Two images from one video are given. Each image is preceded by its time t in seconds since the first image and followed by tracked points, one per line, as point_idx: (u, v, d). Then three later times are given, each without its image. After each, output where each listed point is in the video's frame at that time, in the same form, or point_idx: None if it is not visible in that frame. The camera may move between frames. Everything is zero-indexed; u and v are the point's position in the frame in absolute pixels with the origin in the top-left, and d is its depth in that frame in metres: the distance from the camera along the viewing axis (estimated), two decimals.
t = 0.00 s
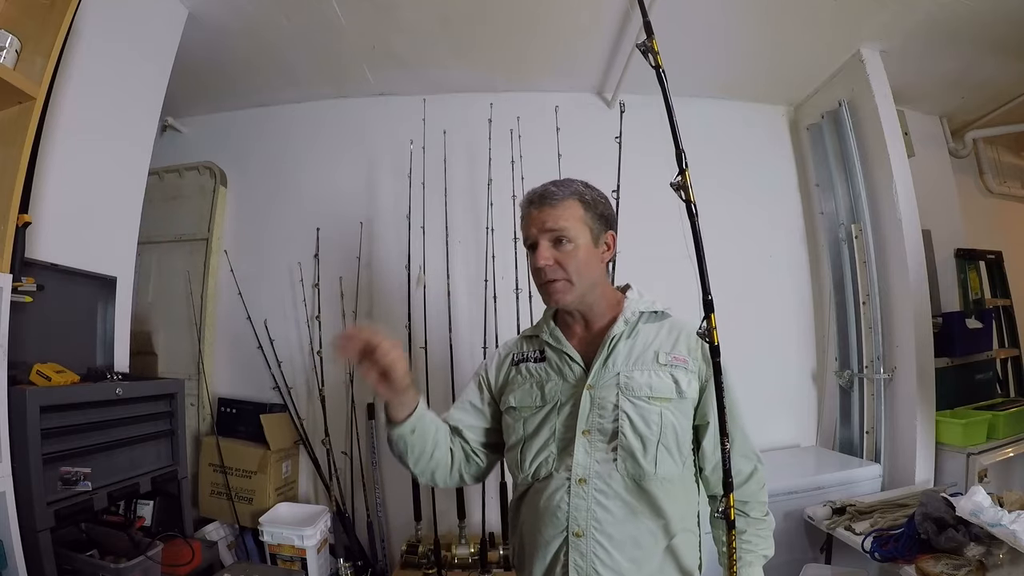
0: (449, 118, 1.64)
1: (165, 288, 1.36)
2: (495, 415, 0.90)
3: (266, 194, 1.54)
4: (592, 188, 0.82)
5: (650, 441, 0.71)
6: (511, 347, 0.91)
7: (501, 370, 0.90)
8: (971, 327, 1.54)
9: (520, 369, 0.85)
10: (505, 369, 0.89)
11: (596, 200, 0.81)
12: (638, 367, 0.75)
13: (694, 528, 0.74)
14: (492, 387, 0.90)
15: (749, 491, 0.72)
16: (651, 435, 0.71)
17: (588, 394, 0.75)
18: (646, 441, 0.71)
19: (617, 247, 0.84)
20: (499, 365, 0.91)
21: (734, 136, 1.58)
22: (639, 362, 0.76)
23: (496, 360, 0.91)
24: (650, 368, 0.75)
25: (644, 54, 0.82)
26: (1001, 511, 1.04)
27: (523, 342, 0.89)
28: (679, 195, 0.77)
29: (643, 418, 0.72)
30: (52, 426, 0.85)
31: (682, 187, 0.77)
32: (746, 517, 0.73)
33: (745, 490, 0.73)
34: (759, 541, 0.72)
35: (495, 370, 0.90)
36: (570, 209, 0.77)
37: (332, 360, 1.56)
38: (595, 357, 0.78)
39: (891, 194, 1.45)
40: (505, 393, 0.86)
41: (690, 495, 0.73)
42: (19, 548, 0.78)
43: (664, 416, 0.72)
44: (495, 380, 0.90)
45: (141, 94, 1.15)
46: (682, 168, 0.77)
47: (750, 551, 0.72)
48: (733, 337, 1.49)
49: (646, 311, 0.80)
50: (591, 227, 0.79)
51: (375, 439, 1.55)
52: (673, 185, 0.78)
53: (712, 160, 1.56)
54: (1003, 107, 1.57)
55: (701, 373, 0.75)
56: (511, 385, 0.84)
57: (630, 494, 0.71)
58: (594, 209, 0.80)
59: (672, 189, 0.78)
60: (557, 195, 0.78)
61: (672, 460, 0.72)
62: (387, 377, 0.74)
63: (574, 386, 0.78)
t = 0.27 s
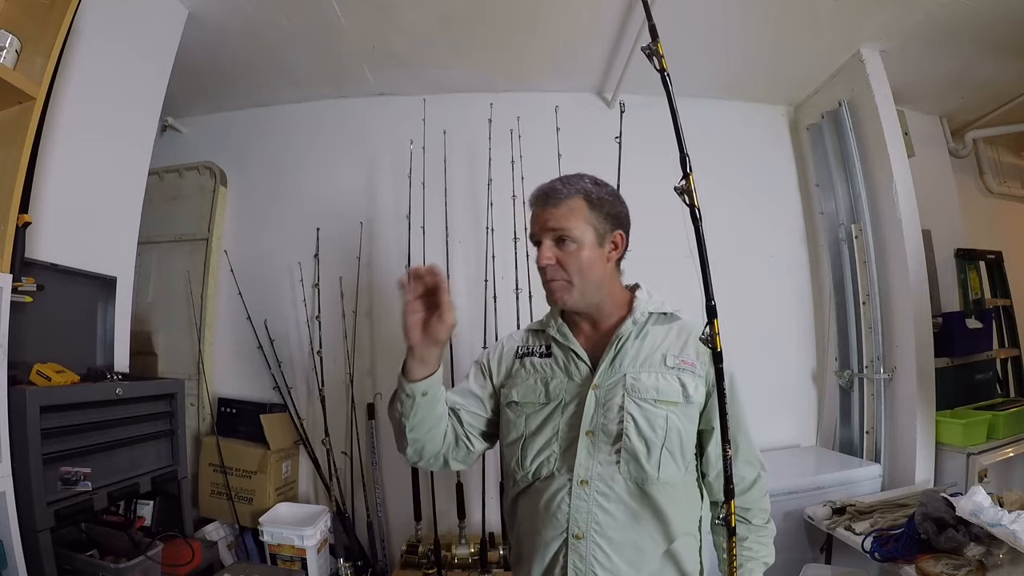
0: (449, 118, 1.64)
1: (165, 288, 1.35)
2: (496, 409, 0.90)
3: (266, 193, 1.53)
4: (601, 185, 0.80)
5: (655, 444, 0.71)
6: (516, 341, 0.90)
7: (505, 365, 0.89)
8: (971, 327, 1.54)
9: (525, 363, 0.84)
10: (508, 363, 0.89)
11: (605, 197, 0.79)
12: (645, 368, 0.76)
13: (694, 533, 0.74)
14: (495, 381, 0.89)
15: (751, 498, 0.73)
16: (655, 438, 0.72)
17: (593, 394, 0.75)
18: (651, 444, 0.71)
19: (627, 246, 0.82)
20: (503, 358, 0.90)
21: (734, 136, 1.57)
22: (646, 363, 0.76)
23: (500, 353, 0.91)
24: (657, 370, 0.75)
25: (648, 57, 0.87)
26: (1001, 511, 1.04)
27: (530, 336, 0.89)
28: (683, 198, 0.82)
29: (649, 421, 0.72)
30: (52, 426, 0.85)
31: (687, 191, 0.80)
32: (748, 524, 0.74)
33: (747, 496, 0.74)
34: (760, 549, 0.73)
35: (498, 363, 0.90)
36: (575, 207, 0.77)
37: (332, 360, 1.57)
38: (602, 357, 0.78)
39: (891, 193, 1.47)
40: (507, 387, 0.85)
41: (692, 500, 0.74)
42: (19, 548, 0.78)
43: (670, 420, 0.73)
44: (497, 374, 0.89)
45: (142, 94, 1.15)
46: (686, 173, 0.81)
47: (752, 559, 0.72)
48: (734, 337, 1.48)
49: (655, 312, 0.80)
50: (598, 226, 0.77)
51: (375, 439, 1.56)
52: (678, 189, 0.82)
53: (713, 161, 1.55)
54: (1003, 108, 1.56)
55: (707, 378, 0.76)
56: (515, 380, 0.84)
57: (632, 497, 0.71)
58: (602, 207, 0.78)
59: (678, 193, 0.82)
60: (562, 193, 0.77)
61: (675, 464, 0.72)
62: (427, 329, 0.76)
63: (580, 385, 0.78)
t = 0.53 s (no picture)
0: (449, 118, 1.64)
1: (165, 288, 1.37)
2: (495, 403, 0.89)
3: (267, 193, 1.54)
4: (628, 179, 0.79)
5: (663, 450, 0.71)
6: (521, 334, 0.89)
7: (508, 359, 0.87)
8: (971, 327, 1.54)
9: (531, 359, 0.84)
10: (511, 358, 0.87)
11: (634, 193, 0.78)
12: (655, 373, 0.76)
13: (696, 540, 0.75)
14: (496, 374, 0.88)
15: (752, 506, 0.76)
16: (664, 444, 0.72)
17: (601, 396, 0.75)
18: (658, 450, 0.72)
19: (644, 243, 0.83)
20: (506, 350, 0.89)
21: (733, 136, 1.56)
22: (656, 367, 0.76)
23: (503, 346, 0.89)
24: (667, 376, 0.76)
25: (665, 59, 0.85)
26: (1001, 511, 1.04)
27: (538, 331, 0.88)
28: (697, 202, 0.83)
29: (657, 427, 0.72)
30: (52, 426, 0.85)
31: (700, 194, 0.83)
32: (748, 531, 0.76)
33: (749, 504, 0.76)
34: (759, 555, 0.76)
35: (501, 356, 0.89)
36: (611, 202, 0.74)
37: (331, 359, 1.56)
38: (611, 359, 0.78)
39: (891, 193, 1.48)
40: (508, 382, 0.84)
41: (696, 508, 0.74)
42: (19, 547, 0.78)
43: (678, 427, 0.73)
44: (499, 368, 0.88)
45: (142, 94, 1.15)
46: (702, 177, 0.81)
47: (751, 564, 0.76)
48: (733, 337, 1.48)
49: (666, 316, 0.80)
50: (631, 222, 0.76)
51: (375, 439, 1.55)
52: (693, 193, 0.83)
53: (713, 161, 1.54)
54: (1002, 108, 1.56)
55: (716, 386, 0.76)
56: (519, 374, 0.83)
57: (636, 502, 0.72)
58: (632, 203, 0.77)
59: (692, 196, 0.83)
60: (597, 185, 0.74)
61: (682, 472, 0.73)
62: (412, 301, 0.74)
63: (588, 387, 0.78)
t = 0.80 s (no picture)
0: (449, 118, 1.64)
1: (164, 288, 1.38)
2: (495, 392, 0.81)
3: (266, 194, 1.54)
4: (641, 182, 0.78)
5: (673, 459, 0.70)
6: (528, 322, 0.83)
7: (514, 347, 0.80)
8: (971, 327, 1.54)
9: (539, 352, 0.78)
10: (518, 347, 0.80)
11: (649, 196, 0.77)
12: (667, 380, 0.74)
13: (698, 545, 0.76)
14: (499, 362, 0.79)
15: (755, 513, 0.76)
16: (674, 453, 0.70)
17: (613, 402, 0.73)
18: (669, 459, 0.70)
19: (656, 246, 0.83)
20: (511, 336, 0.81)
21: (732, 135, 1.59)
22: (669, 374, 0.74)
23: (507, 333, 0.81)
24: (679, 383, 0.74)
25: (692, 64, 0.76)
26: (1001, 511, 1.04)
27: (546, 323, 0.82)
28: (718, 207, 0.71)
29: (669, 435, 0.71)
30: (52, 426, 0.85)
31: (723, 200, 0.70)
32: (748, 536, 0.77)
33: (752, 511, 0.76)
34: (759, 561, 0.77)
35: (504, 341, 0.80)
36: (630, 205, 0.73)
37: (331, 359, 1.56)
38: (624, 364, 0.75)
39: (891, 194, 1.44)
40: (512, 370, 0.77)
41: (700, 514, 0.75)
42: (19, 547, 0.78)
43: (689, 435, 0.72)
44: (501, 354, 0.79)
45: (142, 94, 1.15)
46: (724, 181, 0.71)
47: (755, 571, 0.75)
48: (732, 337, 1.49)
49: (680, 322, 0.78)
50: (648, 225, 0.76)
51: (375, 439, 1.54)
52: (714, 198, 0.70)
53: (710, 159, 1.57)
54: (1002, 108, 1.59)
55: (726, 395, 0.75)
56: (524, 366, 0.77)
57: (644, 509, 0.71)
58: (647, 206, 0.77)
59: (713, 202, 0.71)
60: (615, 187, 0.73)
61: (689, 479, 0.72)
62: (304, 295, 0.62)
63: (600, 391, 0.75)
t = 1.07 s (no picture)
0: (449, 118, 1.64)
1: (164, 287, 1.38)
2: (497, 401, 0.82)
3: (266, 194, 1.54)
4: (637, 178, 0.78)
5: (672, 457, 0.70)
6: (526, 329, 0.84)
7: (513, 355, 0.81)
8: (971, 327, 1.54)
9: (537, 357, 0.79)
10: (517, 355, 0.81)
11: (643, 192, 0.77)
12: (664, 377, 0.74)
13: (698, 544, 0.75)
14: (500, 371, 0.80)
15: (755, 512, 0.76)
16: (673, 451, 0.70)
17: (610, 400, 0.73)
18: (667, 456, 0.70)
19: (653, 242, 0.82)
20: (511, 345, 0.82)
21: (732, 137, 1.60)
22: (666, 371, 0.74)
23: (507, 342, 0.82)
24: (677, 381, 0.74)
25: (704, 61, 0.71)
26: (1001, 511, 1.04)
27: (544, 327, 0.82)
28: (728, 206, 0.69)
29: (667, 433, 0.71)
30: (52, 426, 0.85)
31: (733, 198, 0.69)
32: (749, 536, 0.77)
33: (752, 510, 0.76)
34: (760, 561, 0.76)
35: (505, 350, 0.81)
36: (622, 200, 0.73)
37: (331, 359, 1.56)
38: (621, 361, 0.75)
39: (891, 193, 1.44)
40: (513, 379, 0.78)
41: (699, 513, 0.74)
42: (19, 547, 0.79)
43: (687, 433, 0.71)
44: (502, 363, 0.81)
45: (142, 94, 1.15)
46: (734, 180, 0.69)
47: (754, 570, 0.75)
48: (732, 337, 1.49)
49: (677, 319, 0.78)
50: (642, 220, 0.75)
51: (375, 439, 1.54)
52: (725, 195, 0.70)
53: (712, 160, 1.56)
54: (1001, 108, 1.59)
55: (725, 392, 0.75)
56: (523, 373, 0.78)
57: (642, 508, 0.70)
58: (642, 201, 0.76)
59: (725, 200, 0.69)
60: (608, 184, 0.73)
61: (688, 477, 0.72)
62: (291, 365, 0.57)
63: (597, 390, 0.75)
